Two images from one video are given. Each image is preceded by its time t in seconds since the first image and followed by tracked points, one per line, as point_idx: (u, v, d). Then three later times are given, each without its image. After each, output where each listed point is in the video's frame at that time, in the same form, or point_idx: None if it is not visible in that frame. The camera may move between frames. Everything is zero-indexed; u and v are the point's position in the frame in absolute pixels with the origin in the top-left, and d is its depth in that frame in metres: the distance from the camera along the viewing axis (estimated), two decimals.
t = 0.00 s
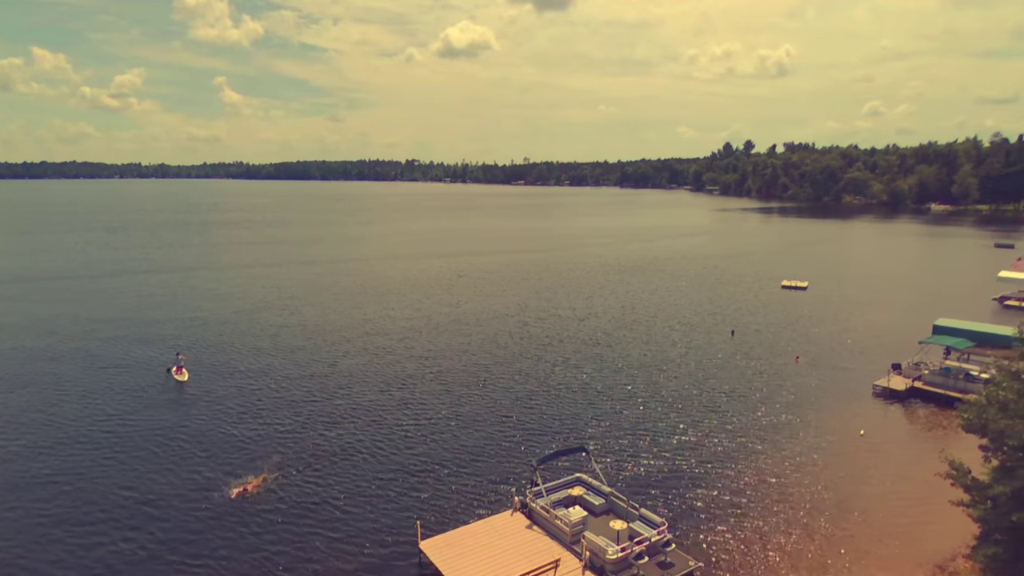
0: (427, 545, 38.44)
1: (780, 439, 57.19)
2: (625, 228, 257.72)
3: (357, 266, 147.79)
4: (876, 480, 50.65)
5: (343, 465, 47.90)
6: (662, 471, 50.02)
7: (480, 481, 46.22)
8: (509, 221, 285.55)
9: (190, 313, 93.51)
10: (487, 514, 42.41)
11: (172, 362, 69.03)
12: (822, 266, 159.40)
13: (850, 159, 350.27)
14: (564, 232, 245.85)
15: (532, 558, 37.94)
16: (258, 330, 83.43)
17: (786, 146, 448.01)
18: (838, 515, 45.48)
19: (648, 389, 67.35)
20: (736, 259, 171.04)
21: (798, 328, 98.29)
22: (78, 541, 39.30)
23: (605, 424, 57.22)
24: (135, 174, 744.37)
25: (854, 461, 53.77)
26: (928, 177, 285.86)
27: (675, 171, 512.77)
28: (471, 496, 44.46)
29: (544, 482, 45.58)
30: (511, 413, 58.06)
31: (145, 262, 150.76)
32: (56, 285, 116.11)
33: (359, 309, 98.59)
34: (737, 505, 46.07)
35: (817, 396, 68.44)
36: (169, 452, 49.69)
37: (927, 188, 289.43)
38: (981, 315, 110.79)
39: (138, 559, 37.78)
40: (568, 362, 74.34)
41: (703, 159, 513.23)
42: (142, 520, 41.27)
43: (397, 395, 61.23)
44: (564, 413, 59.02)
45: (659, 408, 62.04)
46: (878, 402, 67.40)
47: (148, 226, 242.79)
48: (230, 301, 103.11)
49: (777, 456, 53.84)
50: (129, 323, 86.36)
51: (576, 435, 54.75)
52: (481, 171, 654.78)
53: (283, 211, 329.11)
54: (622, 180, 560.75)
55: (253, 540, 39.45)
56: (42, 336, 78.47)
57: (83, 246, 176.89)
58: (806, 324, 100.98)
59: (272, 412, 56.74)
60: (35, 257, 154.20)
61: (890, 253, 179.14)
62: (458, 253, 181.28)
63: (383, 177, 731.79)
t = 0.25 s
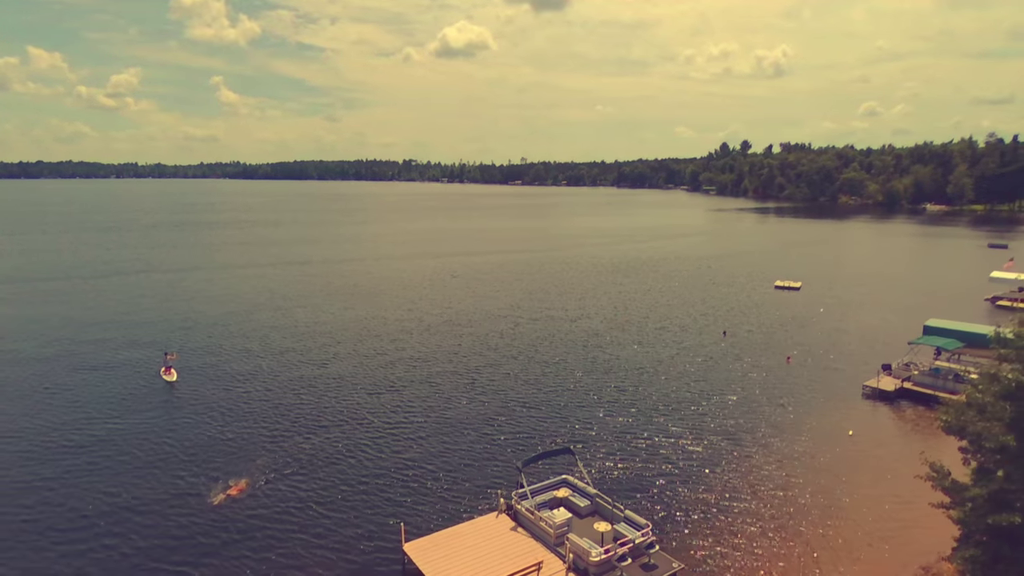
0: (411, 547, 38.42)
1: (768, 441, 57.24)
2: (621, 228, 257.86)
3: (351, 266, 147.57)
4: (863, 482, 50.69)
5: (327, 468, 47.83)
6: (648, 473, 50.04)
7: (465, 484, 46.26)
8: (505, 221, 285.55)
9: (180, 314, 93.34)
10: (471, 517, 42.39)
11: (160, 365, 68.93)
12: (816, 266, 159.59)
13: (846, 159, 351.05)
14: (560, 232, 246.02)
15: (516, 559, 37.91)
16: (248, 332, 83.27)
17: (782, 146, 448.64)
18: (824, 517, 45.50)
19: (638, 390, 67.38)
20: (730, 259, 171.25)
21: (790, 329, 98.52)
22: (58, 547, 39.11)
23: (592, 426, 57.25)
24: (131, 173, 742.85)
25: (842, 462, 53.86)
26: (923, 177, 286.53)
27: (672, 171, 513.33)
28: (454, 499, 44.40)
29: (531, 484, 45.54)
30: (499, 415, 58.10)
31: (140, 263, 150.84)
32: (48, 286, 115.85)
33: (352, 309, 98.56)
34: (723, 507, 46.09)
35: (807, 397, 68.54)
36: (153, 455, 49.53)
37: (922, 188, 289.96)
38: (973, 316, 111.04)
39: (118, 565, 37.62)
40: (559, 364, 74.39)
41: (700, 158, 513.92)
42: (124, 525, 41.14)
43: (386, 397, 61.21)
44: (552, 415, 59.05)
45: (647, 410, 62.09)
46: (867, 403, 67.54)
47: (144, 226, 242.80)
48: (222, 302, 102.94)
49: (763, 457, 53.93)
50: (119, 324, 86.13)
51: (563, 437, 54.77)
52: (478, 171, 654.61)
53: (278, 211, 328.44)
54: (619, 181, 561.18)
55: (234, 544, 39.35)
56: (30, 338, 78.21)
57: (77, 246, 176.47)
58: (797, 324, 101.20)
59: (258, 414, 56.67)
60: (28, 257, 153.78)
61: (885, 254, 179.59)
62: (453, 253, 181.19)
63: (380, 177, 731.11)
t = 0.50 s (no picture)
0: (387, 551, 38.27)
1: (751, 443, 57.03)
2: (616, 228, 257.90)
3: (344, 267, 147.32)
4: (845, 484, 50.56)
5: (305, 472, 47.42)
6: (631, 476, 49.84)
7: (445, 488, 45.98)
8: (501, 221, 285.55)
9: (167, 315, 92.98)
10: (450, 521, 42.10)
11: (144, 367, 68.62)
12: (808, 267, 159.73)
13: (841, 159, 351.73)
14: (554, 232, 246.03)
15: (493, 562, 37.77)
16: (234, 333, 82.91)
17: (778, 145, 449.28)
18: (808, 519, 45.27)
19: (624, 392, 67.16)
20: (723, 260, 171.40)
21: (779, 329, 98.53)
22: (29, 553, 38.65)
23: (575, 429, 57.04)
24: (127, 173, 741.20)
25: (825, 464, 53.79)
26: (917, 177, 287.22)
27: (668, 172, 513.83)
28: (431, 503, 44.08)
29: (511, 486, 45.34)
30: (483, 418, 57.84)
31: (133, 263, 150.67)
32: (37, 286, 115.39)
33: (341, 310, 98.30)
34: (704, 511, 45.78)
35: (793, 399, 68.41)
36: (130, 459, 49.06)
37: (916, 188, 290.44)
38: (962, 316, 111.33)
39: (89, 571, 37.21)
40: (546, 366, 74.20)
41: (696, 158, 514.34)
42: (97, 530, 40.68)
43: (370, 400, 60.85)
44: (537, 417, 58.81)
45: (633, 412, 61.88)
46: (854, 404, 67.41)
47: (138, 226, 242.33)
48: (210, 302, 102.58)
49: (746, 460, 53.75)
50: (105, 326, 85.68)
51: (547, 440, 54.55)
52: (474, 171, 654.37)
53: (273, 211, 327.80)
54: (615, 181, 561.57)
55: (207, 550, 38.98)
56: (14, 340, 77.77)
57: (69, 246, 175.97)
58: (787, 325, 101.23)
59: (239, 417, 56.24)
60: (19, 257, 153.19)
61: (878, 254, 179.87)
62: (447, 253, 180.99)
63: (377, 177, 730.71)
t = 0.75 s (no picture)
0: (363, 554, 38.16)
1: (735, 445, 56.93)
2: (612, 229, 258.40)
3: (337, 268, 147.27)
4: (827, 486, 50.51)
5: (285, 475, 47.20)
6: (613, 478, 49.70)
7: (425, 491, 45.79)
8: (497, 222, 285.81)
9: (157, 316, 92.94)
10: (430, 523, 41.90)
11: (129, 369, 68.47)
12: (802, 267, 159.92)
13: (836, 160, 352.27)
14: (551, 233, 246.31)
15: (469, 565, 37.66)
16: (222, 335, 82.83)
17: (775, 146, 449.81)
18: (788, 522, 45.21)
19: (610, 394, 67.14)
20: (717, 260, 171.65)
21: (769, 330, 98.61)
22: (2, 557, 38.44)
23: (559, 431, 56.94)
24: (125, 173, 740.96)
25: (808, 466, 53.73)
26: (912, 178, 287.81)
27: (665, 173, 514.44)
28: (410, 506, 43.94)
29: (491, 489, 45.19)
30: (468, 420, 57.74)
31: (126, 263, 150.55)
32: (29, 287, 115.37)
33: (332, 312, 98.18)
34: (684, 513, 45.71)
35: (780, 401, 68.40)
36: (109, 463, 48.84)
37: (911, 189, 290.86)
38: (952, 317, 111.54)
39: None
40: (534, 367, 74.14)
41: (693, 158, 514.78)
42: (72, 535, 40.45)
43: (354, 402, 60.70)
44: (522, 419, 58.70)
45: (618, 414, 61.83)
46: (840, 405, 67.42)
47: (134, 226, 242.18)
48: (201, 303, 102.54)
49: (729, 462, 53.68)
50: (93, 327, 85.64)
51: (530, 442, 54.43)
52: (472, 172, 654.68)
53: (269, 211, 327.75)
54: (613, 181, 562.17)
55: (181, 554, 38.80)
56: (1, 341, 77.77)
57: (64, 247, 176.13)
58: (777, 326, 101.31)
59: (221, 421, 56.07)
60: (13, 258, 153.15)
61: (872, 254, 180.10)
62: (442, 254, 180.89)
63: (374, 177, 730.61)
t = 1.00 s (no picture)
0: (335, 558, 38.08)
1: (717, 447, 56.95)
2: (608, 229, 259.06)
3: (330, 269, 147.54)
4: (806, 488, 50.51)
5: (261, 479, 47.28)
6: (590, 480, 49.78)
7: (400, 494, 45.84)
8: (493, 222, 286.65)
9: (145, 317, 93.17)
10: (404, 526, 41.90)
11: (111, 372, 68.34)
12: (793, 268, 160.23)
13: (832, 160, 352.90)
14: (546, 233, 246.85)
15: (441, 567, 37.62)
16: (207, 336, 82.95)
17: (771, 146, 450.28)
18: (765, 523, 45.23)
19: (593, 395, 67.29)
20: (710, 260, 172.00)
21: (757, 331, 98.76)
22: None
23: (539, 433, 56.99)
24: (122, 174, 741.62)
25: (788, 467, 53.74)
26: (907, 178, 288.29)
27: (662, 173, 515.36)
28: (384, 509, 44.04)
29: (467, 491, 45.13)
30: (447, 423, 57.90)
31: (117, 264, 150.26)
32: (21, 288, 115.80)
33: (320, 313, 98.34)
34: (660, 515, 45.74)
35: (764, 402, 68.39)
36: (86, 467, 48.75)
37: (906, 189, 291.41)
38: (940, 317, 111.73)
39: None
40: (518, 369, 74.32)
41: (690, 158, 515.07)
42: (43, 540, 40.47)
43: (336, 405, 60.79)
44: (502, 421, 58.87)
45: (600, 416, 61.89)
46: (823, 406, 67.54)
47: (128, 227, 241.73)
48: (190, 304, 102.73)
49: (708, 463, 53.77)
50: (80, 328, 85.90)
51: (509, 445, 54.55)
52: (469, 173, 656.16)
53: (265, 212, 327.91)
54: (610, 181, 562.91)
55: (151, 558, 38.85)
56: None
57: (58, 248, 176.65)
58: (765, 327, 101.46)
59: (202, 424, 55.98)
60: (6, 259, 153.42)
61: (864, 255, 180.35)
62: (436, 254, 181.11)
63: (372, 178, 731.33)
